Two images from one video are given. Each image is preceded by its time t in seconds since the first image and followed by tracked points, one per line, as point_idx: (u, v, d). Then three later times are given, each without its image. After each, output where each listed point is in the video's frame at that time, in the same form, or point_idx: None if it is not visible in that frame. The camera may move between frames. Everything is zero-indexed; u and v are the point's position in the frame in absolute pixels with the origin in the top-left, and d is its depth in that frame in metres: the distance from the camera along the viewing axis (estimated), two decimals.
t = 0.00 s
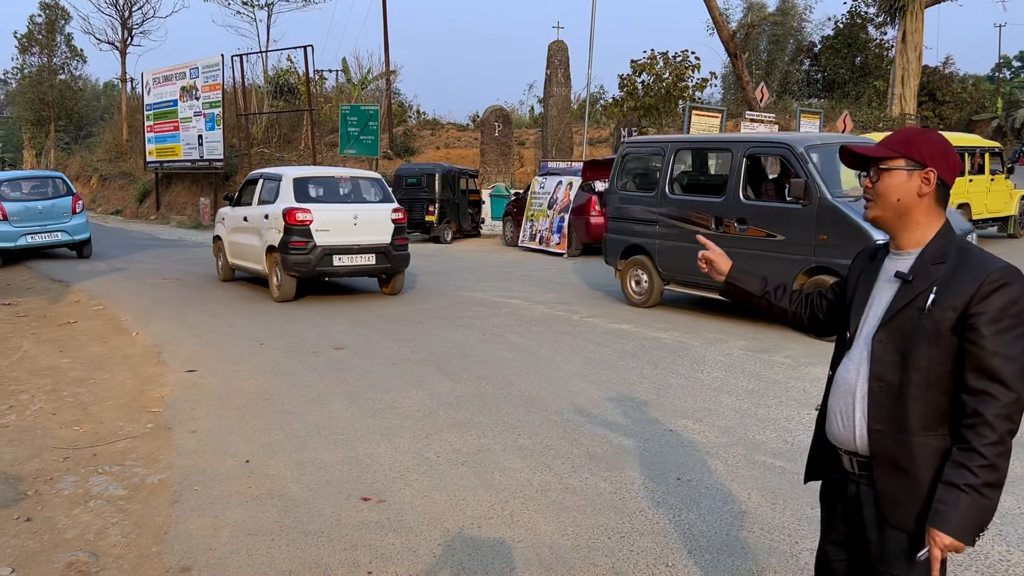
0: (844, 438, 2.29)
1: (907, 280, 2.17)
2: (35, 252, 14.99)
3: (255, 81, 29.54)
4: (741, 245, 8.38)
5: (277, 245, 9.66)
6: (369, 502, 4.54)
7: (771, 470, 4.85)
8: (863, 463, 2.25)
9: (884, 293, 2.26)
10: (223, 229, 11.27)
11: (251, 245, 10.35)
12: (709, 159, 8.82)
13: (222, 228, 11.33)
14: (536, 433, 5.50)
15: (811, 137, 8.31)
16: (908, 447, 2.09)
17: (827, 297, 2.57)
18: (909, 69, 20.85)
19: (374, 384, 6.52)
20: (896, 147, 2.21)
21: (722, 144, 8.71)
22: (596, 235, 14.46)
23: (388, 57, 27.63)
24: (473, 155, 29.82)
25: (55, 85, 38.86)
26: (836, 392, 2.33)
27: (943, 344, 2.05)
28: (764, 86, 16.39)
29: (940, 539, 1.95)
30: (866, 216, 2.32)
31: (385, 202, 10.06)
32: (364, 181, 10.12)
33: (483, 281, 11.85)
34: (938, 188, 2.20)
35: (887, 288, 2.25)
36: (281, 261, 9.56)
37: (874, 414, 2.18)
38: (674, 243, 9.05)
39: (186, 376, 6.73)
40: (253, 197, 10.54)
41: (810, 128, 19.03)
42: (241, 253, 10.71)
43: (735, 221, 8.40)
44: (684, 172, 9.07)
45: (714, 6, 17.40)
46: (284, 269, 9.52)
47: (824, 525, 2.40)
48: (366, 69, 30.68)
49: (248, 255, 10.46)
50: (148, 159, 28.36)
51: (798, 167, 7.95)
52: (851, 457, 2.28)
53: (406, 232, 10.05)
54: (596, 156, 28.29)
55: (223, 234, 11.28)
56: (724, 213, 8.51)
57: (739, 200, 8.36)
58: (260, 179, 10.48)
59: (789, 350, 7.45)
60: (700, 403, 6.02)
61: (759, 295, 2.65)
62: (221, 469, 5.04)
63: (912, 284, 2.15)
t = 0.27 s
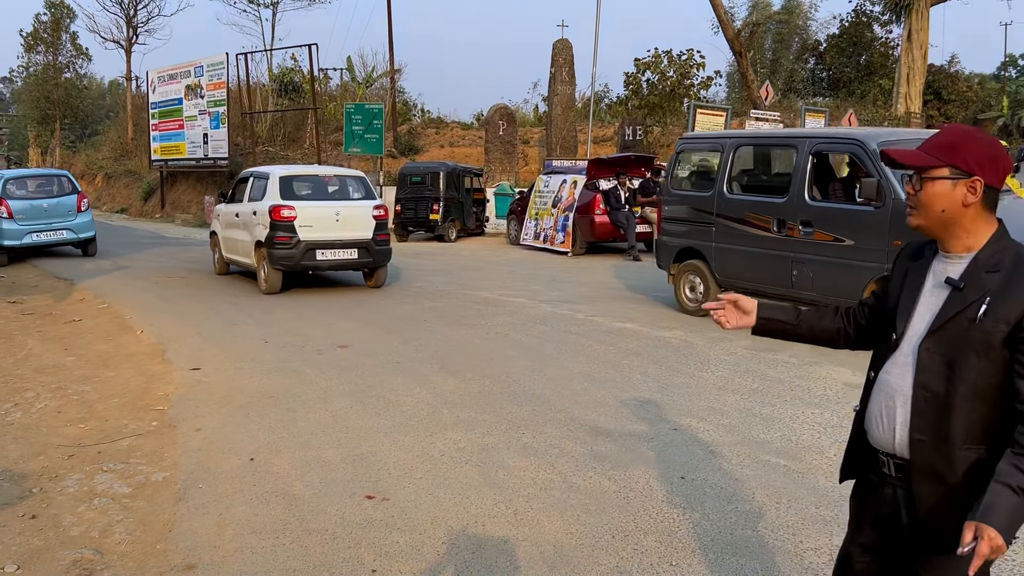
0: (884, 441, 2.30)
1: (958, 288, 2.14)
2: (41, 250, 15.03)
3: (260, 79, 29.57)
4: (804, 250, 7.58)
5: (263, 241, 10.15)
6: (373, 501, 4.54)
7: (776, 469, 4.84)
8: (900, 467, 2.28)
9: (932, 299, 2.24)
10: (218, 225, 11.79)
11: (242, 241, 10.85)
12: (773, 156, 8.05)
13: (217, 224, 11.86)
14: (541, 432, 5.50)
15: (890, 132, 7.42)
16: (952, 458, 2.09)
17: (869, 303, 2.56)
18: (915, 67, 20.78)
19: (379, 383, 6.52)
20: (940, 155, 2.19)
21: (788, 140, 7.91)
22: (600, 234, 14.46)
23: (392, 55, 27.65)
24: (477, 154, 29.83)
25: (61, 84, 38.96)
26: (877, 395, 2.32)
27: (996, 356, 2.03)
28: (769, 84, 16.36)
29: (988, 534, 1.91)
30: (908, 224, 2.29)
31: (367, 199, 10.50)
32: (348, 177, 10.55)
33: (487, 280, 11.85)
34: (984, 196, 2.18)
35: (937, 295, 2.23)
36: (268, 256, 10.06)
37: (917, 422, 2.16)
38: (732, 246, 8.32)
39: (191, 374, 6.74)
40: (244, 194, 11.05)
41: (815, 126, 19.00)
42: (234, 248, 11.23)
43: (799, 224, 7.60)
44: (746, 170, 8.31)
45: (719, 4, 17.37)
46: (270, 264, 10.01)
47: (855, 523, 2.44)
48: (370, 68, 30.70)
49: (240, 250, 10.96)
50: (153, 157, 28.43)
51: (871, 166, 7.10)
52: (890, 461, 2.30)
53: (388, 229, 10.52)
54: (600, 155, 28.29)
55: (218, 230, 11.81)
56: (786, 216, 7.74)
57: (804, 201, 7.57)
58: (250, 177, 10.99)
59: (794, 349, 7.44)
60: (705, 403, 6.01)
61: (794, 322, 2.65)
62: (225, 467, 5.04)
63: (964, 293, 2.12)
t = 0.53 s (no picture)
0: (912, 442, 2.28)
1: (992, 290, 2.13)
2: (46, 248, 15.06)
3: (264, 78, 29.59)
4: (876, 258, 6.93)
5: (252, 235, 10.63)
6: (378, 499, 4.55)
7: (780, 468, 4.84)
8: (925, 464, 2.25)
9: (966, 299, 2.22)
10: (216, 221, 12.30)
11: (235, 235, 11.33)
12: (843, 155, 7.35)
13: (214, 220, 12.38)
14: (545, 430, 5.51)
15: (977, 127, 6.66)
16: (985, 460, 2.09)
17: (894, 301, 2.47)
18: (920, 66, 20.72)
19: (384, 381, 6.54)
20: (995, 164, 2.17)
21: (857, 136, 7.23)
22: (604, 233, 14.45)
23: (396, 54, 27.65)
24: (480, 152, 29.84)
25: (66, 82, 39.02)
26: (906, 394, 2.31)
27: None
28: (774, 83, 16.34)
29: None
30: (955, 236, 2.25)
31: (352, 195, 10.96)
32: (336, 175, 11.00)
33: (491, 278, 11.87)
34: None
35: (971, 296, 2.21)
36: (257, 249, 10.53)
37: (949, 424, 2.15)
38: (794, 252, 7.71)
39: (195, 372, 6.76)
40: (237, 192, 11.55)
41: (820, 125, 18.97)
42: (229, 242, 11.70)
43: (870, 229, 6.97)
44: (812, 170, 7.67)
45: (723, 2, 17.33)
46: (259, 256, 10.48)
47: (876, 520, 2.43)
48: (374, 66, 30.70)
49: (233, 244, 11.44)
50: (157, 155, 28.48)
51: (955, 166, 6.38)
52: (914, 458, 2.28)
53: (372, 225, 11.00)
54: (603, 153, 28.30)
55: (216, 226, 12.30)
56: (856, 219, 7.10)
57: (876, 203, 6.93)
58: (243, 175, 11.49)
59: (799, 348, 7.44)
60: (709, 401, 6.02)
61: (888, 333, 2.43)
62: (231, 465, 5.05)
63: (998, 294, 2.11)
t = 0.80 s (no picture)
0: (932, 439, 2.24)
1: (1007, 281, 2.13)
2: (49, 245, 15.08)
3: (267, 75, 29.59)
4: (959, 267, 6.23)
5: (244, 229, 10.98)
6: (382, 497, 4.55)
7: (784, 467, 4.84)
8: (942, 461, 2.23)
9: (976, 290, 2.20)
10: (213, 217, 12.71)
11: (229, 230, 11.72)
12: (918, 154, 6.63)
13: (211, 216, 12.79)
14: (549, 429, 5.51)
15: None
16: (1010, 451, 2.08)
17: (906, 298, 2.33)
18: (924, 65, 20.70)
19: (388, 379, 6.54)
20: (1010, 149, 2.20)
21: (933, 133, 6.50)
22: (608, 231, 14.43)
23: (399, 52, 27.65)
24: (484, 150, 29.84)
25: (70, 80, 39.06)
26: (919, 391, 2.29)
27: None
28: (778, 82, 16.32)
29: None
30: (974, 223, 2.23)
31: (341, 193, 11.31)
32: (325, 172, 11.36)
33: (495, 276, 11.88)
34: None
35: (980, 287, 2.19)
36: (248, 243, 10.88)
37: (972, 416, 2.14)
38: (862, 259, 7.06)
39: (199, 369, 6.76)
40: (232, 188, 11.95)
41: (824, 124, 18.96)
42: (224, 237, 12.09)
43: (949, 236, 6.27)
44: (881, 169, 6.99)
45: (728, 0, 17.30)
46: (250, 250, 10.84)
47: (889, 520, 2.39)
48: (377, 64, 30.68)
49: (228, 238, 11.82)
50: (161, 153, 28.47)
51: None
52: (929, 455, 2.25)
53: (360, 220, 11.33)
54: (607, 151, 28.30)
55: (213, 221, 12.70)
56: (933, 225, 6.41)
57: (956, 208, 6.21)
58: (237, 172, 11.88)
59: (803, 346, 7.43)
60: (714, 400, 6.02)
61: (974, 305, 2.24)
62: (234, 462, 5.05)
63: (1014, 285, 2.12)
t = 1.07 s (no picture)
0: (909, 430, 2.24)
1: (977, 274, 2.16)
2: (52, 241, 15.11)
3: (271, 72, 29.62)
4: None
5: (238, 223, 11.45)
6: (383, 494, 4.55)
7: (785, 465, 4.82)
8: (920, 455, 2.20)
9: (951, 284, 2.24)
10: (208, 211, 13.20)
11: (223, 223, 12.22)
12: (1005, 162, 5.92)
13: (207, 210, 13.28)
14: (551, 427, 5.50)
15: None
16: (985, 437, 2.06)
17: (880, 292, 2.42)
18: (928, 63, 20.65)
19: (389, 376, 6.54)
20: (976, 153, 2.24)
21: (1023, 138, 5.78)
22: (611, 229, 14.40)
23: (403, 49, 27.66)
24: (487, 148, 29.85)
25: (73, 76, 39.12)
26: (897, 385, 2.29)
27: None
28: (781, 80, 16.28)
29: None
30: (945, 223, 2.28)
31: (330, 188, 11.81)
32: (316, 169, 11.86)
33: (498, 273, 11.89)
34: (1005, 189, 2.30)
35: (953, 282, 2.23)
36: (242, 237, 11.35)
37: (946, 404, 2.13)
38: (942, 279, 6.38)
39: (201, 366, 6.76)
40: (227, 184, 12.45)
41: (827, 122, 18.93)
42: (219, 230, 12.57)
43: None
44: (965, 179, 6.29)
45: None
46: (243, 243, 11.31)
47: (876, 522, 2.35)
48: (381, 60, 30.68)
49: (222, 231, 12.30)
50: (164, 149, 28.51)
51: None
52: (909, 450, 2.23)
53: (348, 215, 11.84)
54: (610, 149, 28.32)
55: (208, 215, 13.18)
56: None
57: None
58: (232, 169, 12.38)
59: (806, 345, 7.42)
60: (715, 398, 6.00)
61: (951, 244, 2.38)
62: (235, 459, 5.05)
63: (983, 277, 2.14)
